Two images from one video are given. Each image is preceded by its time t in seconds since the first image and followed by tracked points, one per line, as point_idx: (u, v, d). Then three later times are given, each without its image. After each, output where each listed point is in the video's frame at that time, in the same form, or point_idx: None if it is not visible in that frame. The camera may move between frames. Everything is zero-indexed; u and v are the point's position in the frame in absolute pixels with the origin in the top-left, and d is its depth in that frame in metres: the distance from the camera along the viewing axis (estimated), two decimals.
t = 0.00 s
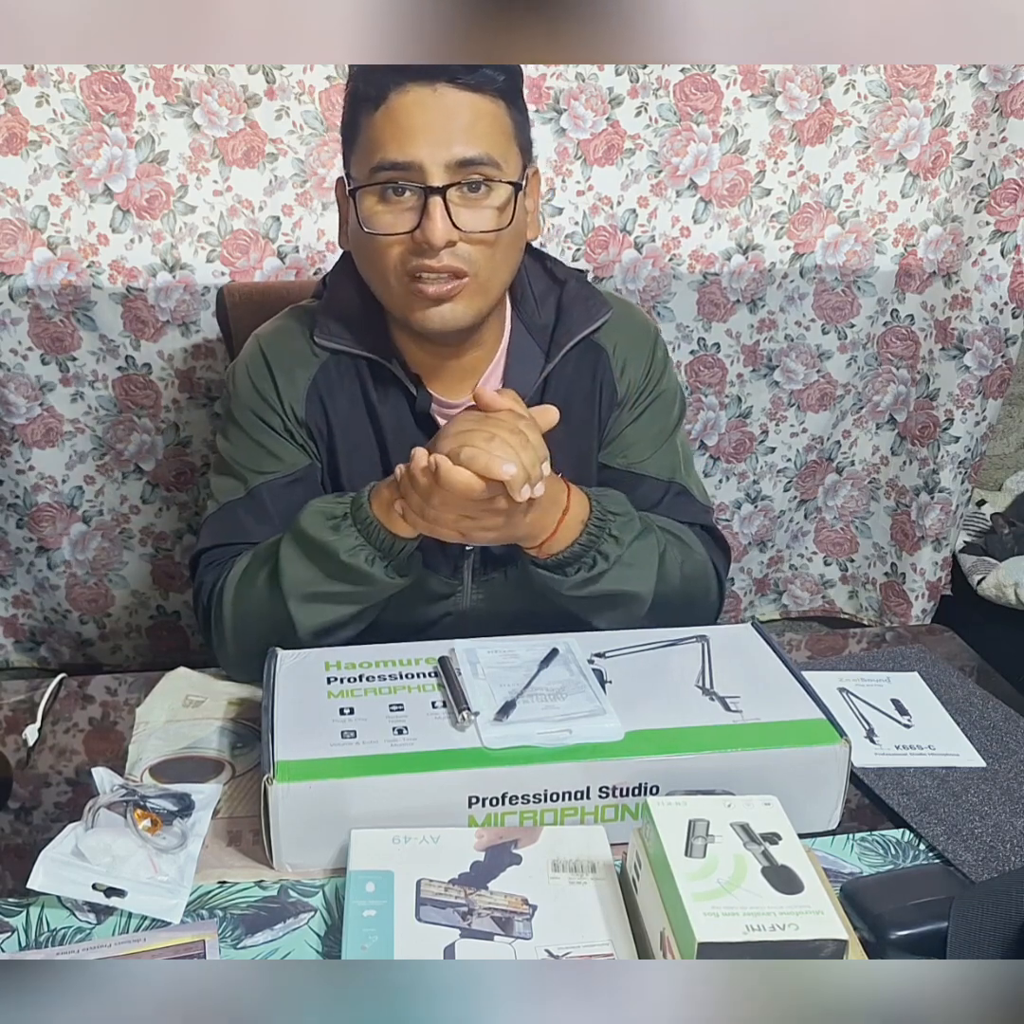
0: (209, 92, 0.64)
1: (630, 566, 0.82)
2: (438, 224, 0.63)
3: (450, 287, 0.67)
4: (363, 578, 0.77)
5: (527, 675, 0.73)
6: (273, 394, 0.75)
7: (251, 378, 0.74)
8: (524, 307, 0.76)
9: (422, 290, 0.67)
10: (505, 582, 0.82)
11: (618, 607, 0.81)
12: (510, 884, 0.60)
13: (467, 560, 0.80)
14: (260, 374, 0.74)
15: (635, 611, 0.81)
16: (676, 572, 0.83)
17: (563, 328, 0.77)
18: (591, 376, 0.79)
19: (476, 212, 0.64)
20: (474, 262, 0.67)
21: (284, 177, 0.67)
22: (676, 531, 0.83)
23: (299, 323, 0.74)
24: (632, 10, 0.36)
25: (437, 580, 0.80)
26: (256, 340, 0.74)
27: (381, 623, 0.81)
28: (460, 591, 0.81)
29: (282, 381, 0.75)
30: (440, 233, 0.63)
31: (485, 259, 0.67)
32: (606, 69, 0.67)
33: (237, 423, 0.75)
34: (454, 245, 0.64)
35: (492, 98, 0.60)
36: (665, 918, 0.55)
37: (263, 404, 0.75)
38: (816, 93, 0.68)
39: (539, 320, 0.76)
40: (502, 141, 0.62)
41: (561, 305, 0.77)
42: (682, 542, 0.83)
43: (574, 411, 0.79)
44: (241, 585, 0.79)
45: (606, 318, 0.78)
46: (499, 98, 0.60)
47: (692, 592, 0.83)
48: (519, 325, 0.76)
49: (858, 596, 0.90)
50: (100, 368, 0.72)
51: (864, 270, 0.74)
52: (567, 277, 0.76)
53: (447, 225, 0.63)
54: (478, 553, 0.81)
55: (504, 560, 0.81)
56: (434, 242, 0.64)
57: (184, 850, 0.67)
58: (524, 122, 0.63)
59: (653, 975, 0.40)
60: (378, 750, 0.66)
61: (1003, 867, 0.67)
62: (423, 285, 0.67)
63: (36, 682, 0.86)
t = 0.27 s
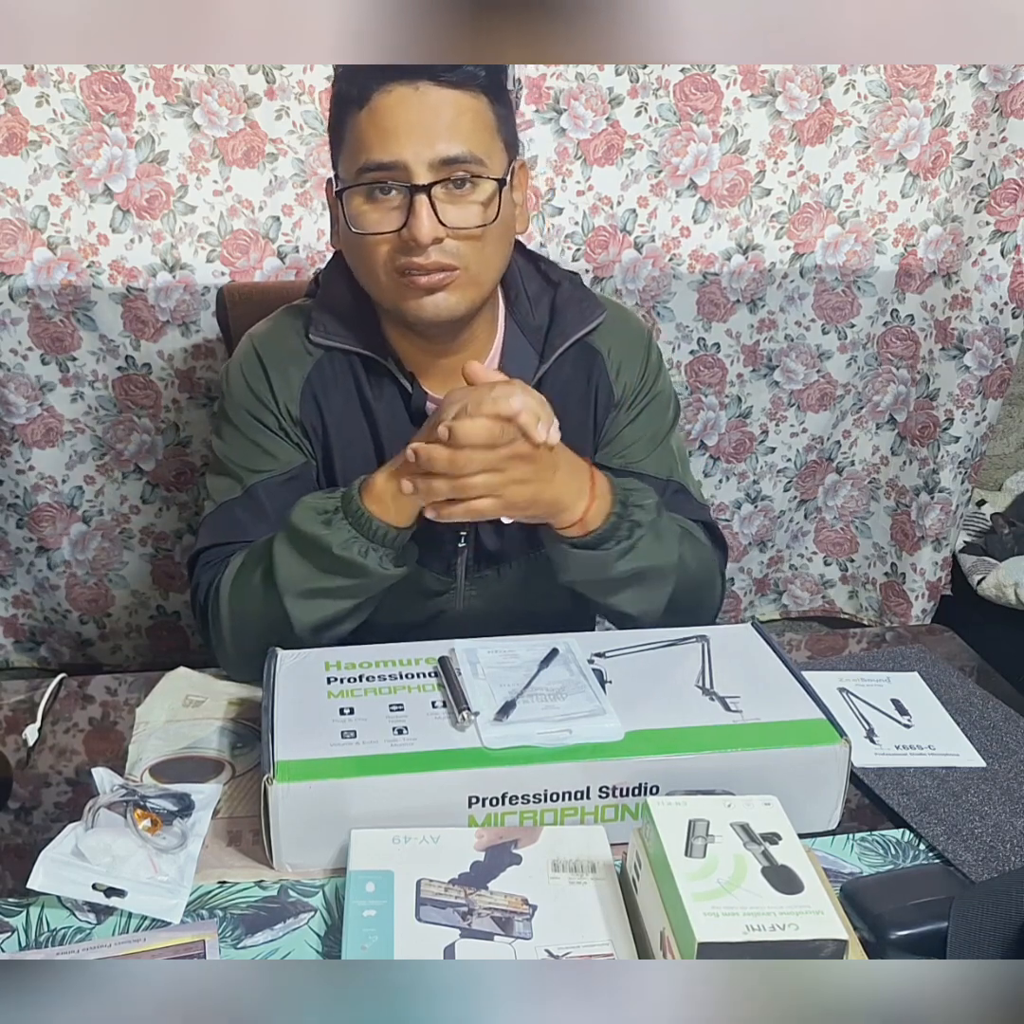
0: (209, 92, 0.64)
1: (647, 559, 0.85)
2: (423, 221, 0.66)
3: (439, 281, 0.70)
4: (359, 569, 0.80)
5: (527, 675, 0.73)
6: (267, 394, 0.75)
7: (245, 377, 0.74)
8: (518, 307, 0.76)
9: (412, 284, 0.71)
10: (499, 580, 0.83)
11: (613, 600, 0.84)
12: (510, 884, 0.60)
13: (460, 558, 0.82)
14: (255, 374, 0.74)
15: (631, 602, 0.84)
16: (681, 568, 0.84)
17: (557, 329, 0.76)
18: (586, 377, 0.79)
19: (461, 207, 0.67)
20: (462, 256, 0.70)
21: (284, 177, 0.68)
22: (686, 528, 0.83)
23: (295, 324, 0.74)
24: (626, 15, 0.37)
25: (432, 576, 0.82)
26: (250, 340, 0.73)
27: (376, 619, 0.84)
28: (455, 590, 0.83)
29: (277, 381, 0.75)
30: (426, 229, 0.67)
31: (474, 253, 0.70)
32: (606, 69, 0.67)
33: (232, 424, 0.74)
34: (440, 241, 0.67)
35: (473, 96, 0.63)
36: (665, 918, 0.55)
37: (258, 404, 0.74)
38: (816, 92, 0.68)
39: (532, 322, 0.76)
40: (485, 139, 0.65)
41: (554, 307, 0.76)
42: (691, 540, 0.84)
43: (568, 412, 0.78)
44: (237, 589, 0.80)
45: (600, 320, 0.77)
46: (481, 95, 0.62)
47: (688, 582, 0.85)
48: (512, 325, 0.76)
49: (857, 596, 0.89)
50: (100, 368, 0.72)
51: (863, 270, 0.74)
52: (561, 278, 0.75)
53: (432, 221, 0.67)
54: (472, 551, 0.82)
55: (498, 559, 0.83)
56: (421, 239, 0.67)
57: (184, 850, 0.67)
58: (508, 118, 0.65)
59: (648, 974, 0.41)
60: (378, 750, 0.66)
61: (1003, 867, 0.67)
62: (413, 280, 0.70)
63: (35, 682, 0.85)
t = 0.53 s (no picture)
0: (209, 92, 0.64)
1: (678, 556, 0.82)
2: (418, 221, 0.64)
3: (437, 279, 0.68)
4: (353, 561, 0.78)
5: (527, 675, 0.73)
6: (269, 394, 0.75)
7: (247, 377, 0.73)
8: (522, 307, 0.76)
9: (409, 283, 0.68)
10: (501, 581, 0.84)
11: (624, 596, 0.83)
12: (510, 884, 0.60)
13: (462, 557, 0.82)
14: (256, 374, 0.74)
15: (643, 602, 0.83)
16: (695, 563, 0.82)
17: (560, 328, 0.77)
18: (591, 377, 0.79)
19: (455, 203, 0.65)
20: (458, 251, 0.68)
21: (284, 177, 0.68)
22: (705, 529, 0.83)
23: (297, 324, 0.74)
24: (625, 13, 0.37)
25: (435, 577, 0.83)
26: (252, 340, 0.73)
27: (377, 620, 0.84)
28: (458, 590, 0.83)
29: (278, 381, 0.76)
30: (421, 228, 0.64)
31: (471, 248, 0.68)
32: (606, 69, 0.67)
33: (233, 424, 0.74)
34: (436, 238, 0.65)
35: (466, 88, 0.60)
36: (665, 918, 0.55)
37: (259, 404, 0.74)
38: (816, 92, 0.68)
39: (535, 320, 0.76)
40: (479, 132, 0.62)
41: (558, 305, 0.76)
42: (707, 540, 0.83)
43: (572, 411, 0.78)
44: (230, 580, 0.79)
45: (603, 320, 0.77)
46: (470, 89, 0.59)
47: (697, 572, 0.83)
48: (516, 325, 0.76)
49: (857, 595, 0.90)
50: (100, 368, 0.72)
51: (863, 270, 0.74)
52: (564, 278, 0.76)
53: (427, 220, 0.64)
54: (475, 551, 0.83)
55: (502, 560, 0.83)
56: (416, 238, 0.65)
57: (184, 850, 0.67)
58: (498, 111, 0.62)
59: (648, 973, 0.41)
60: (378, 750, 0.66)
61: (1003, 867, 0.67)
62: (410, 279, 0.68)
63: (35, 682, 0.85)
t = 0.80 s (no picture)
0: (209, 92, 0.64)
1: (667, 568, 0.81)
2: (420, 214, 0.64)
3: (439, 274, 0.68)
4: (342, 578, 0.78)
5: (527, 676, 0.73)
6: (270, 394, 0.74)
7: (248, 377, 0.73)
8: (522, 307, 0.76)
9: (411, 278, 0.69)
10: (501, 580, 0.83)
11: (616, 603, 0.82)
12: (510, 884, 0.60)
13: (463, 557, 0.82)
14: (257, 374, 0.73)
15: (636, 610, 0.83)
16: (682, 570, 0.82)
17: (560, 327, 0.77)
18: (591, 377, 0.79)
19: (457, 198, 0.65)
20: (462, 247, 0.68)
21: (284, 177, 0.67)
22: (692, 533, 0.82)
23: (299, 322, 0.74)
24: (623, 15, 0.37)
25: (434, 576, 0.82)
26: (253, 340, 0.73)
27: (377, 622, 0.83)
28: (458, 590, 0.83)
29: (278, 380, 0.75)
30: (423, 222, 0.65)
31: (473, 242, 0.68)
32: (605, 69, 0.67)
33: (235, 425, 0.74)
34: (438, 233, 0.65)
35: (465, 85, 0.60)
36: (665, 918, 0.55)
37: (261, 404, 0.74)
38: (815, 92, 0.68)
39: (536, 319, 0.76)
40: (479, 127, 0.63)
41: (558, 304, 0.76)
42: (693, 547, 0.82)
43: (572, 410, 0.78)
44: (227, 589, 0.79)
45: (604, 319, 0.77)
46: (472, 86, 0.59)
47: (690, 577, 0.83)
48: (517, 324, 0.76)
49: (858, 595, 0.90)
50: (100, 368, 0.72)
51: (863, 270, 0.74)
52: (565, 277, 0.76)
53: (428, 214, 0.64)
54: (475, 551, 0.83)
55: (501, 560, 0.83)
56: (418, 232, 0.65)
57: (184, 850, 0.67)
58: (500, 107, 0.62)
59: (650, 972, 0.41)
60: (377, 750, 0.66)
61: (1003, 867, 0.67)
62: (413, 274, 0.69)
63: (36, 682, 0.85)
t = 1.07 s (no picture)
0: (209, 92, 0.64)
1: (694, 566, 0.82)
2: (423, 204, 0.66)
3: (440, 266, 0.69)
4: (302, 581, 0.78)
5: (527, 676, 0.73)
6: (269, 394, 0.75)
7: (247, 377, 0.73)
8: (523, 307, 0.76)
9: (412, 271, 0.70)
10: (501, 580, 0.84)
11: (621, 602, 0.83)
12: (510, 884, 0.60)
13: (462, 556, 0.82)
14: (256, 374, 0.74)
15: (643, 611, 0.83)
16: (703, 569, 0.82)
17: (561, 327, 0.77)
18: (592, 377, 0.80)
19: (459, 190, 0.66)
20: (465, 238, 0.69)
21: (284, 177, 0.67)
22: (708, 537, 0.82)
23: (298, 321, 0.74)
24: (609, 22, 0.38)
25: (433, 576, 0.83)
26: (253, 340, 0.73)
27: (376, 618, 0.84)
28: (458, 589, 0.83)
29: (277, 380, 0.75)
30: (426, 212, 0.66)
31: (476, 234, 0.69)
32: (606, 69, 0.67)
33: (234, 425, 0.74)
34: (442, 223, 0.67)
35: (467, 81, 0.62)
36: (665, 918, 0.55)
37: (261, 405, 0.74)
38: (815, 92, 0.68)
39: (537, 320, 0.77)
40: (481, 121, 0.65)
41: (559, 304, 0.76)
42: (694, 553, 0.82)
43: (573, 411, 0.80)
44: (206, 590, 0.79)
45: (605, 318, 0.77)
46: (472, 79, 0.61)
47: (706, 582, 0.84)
48: (518, 325, 0.77)
49: (858, 596, 0.89)
50: (100, 368, 0.72)
51: (863, 270, 0.74)
52: (566, 276, 0.76)
53: (431, 204, 0.66)
54: (475, 551, 0.83)
55: (501, 559, 0.83)
56: (421, 223, 0.67)
57: (184, 851, 0.67)
58: (500, 101, 0.64)
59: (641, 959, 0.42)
60: (377, 750, 0.66)
61: (1003, 867, 0.67)
62: (413, 267, 0.70)
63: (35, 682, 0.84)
